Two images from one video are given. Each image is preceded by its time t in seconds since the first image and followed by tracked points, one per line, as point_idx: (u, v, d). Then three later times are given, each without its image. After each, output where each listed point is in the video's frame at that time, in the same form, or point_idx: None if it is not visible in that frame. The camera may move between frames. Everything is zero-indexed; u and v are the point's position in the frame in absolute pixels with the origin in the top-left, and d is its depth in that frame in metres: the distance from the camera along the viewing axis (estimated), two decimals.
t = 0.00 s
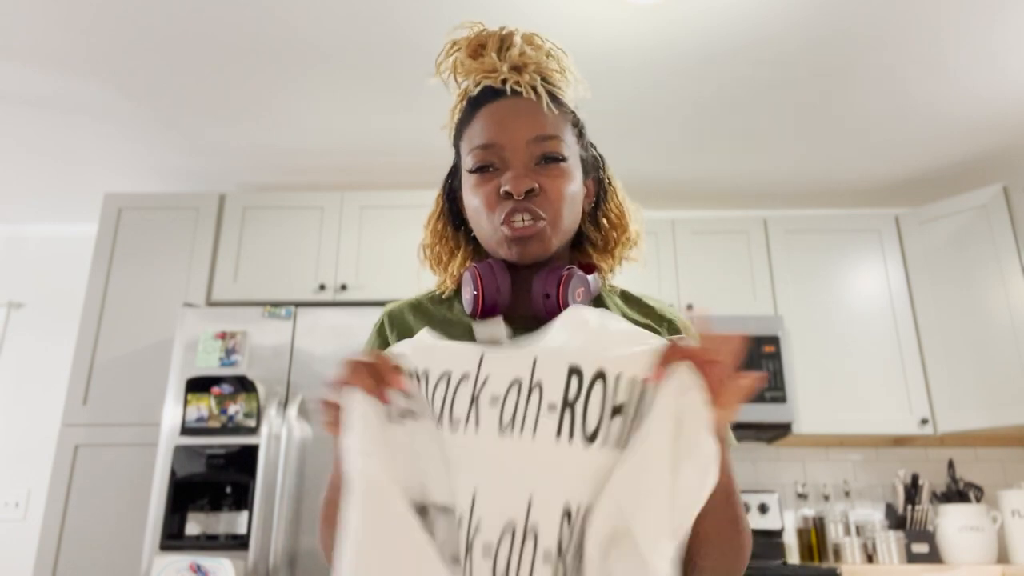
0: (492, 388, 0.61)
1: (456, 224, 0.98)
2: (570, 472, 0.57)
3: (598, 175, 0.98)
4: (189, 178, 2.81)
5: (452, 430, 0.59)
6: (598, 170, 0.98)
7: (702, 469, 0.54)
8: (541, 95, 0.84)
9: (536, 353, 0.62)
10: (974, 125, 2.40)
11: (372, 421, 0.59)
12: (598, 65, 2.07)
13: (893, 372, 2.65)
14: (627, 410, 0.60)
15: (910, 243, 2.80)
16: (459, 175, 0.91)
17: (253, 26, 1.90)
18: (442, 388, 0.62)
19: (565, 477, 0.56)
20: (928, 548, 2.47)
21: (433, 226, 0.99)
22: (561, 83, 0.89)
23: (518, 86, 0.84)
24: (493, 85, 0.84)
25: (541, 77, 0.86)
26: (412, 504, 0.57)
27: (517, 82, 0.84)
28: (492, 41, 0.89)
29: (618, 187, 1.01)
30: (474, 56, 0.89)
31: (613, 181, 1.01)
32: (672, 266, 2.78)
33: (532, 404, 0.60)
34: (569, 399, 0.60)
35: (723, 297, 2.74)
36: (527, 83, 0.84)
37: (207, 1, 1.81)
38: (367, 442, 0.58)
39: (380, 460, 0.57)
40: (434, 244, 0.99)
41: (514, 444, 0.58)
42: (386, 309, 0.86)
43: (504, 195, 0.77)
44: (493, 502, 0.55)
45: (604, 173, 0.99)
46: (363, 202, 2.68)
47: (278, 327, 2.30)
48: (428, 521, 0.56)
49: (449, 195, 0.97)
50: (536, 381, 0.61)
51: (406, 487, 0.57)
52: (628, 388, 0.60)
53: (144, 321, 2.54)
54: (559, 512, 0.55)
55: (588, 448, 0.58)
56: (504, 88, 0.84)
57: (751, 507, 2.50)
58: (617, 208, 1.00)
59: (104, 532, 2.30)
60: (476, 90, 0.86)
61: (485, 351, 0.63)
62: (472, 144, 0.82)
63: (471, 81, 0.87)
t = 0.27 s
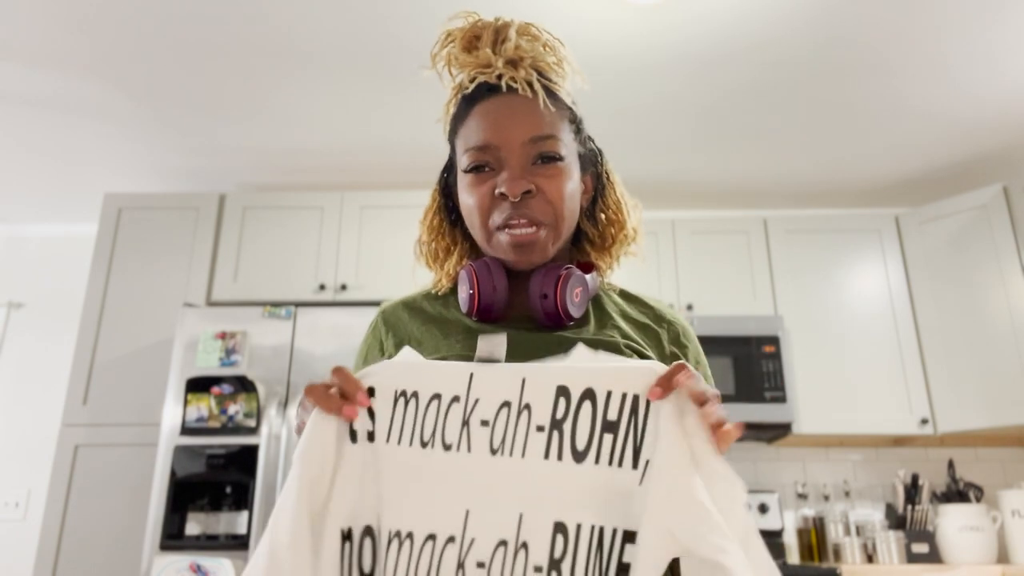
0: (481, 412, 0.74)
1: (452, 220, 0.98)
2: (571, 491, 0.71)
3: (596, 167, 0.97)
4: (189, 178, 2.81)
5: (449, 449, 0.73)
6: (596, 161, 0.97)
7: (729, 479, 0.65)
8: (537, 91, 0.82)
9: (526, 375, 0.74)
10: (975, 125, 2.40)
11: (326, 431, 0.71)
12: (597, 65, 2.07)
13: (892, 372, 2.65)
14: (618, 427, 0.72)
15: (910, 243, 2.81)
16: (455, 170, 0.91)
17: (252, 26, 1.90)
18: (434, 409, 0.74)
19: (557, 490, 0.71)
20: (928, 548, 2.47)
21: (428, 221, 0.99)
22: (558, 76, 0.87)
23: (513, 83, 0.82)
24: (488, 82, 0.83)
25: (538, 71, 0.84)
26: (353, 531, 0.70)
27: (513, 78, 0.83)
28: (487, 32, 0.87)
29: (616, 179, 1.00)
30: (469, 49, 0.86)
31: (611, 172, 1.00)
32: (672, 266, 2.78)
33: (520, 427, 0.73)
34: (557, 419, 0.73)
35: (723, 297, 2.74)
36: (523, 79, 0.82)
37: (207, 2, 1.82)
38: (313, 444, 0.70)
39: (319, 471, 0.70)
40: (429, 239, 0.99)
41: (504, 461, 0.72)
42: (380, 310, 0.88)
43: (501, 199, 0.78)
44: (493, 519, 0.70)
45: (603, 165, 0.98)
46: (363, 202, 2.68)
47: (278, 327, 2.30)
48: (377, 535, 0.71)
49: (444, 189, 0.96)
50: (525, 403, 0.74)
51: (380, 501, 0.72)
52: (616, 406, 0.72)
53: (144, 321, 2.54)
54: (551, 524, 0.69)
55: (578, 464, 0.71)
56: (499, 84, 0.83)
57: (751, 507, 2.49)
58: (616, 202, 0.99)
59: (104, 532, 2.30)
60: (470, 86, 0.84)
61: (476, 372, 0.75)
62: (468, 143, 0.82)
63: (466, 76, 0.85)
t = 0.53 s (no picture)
0: (484, 421, 0.65)
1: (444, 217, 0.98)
2: (559, 481, 0.64)
3: (588, 163, 0.96)
4: (189, 178, 2.81)
5: (451, 453, 0.64)
6: (589, 157, 0.96)
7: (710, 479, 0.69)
8: (526, 90, 0.82)
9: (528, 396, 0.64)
10: (974, 125, 2.41)
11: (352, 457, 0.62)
12: (597, 65, 2.07)
13: (892, 372, 2.65)
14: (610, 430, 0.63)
15: (910, 243, 2.80)
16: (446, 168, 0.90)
17: (251, 25, 1.90)
18: (428, 421, 0.65)
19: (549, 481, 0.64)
20: (928, 548, 2.47)
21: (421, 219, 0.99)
22: (549, 72, 0.85)
23: (503, 82, 0.81)
24: (478, 81, 0.82)
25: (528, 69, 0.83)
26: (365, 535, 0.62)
27: (503, 77, 0.82)
28: (476, 29, 0.86)
29: (609, 173, 0.99)
30: (458, 46, 0.86)
31: (603, 167, 0.99)
32: (672, 266, 2.78)
33: (524, 442, 0.64)
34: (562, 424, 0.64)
35: (722, 297, 2.74)
36: (512, 78, 0.81)
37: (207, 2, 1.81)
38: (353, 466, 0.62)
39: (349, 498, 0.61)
40: (422, 237, 0.99)
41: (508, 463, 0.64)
42: (374, 311, 0.84)
43: (490, 201, 0.77)
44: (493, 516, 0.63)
45: (596, 160, 0.97)
46: (363, 202, 2.68)
47: (278, 327, 2.30)
48: (395, 537, 0.62)
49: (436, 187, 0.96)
50: (528, 419, 0.64)
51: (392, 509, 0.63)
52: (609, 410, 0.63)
53: (144, 322, 2.54)
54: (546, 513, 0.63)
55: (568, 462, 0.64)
56: (488, 83, 0.82)
57: (751, 506, 2.49)
58: (609, 197, 0.98)
59: (104, 532, 2.30)
60: (460, 85, 0.83)
61: (479, 391, 0.65)
62: (457, 144, 0.81)
63: (455, 75, 0.84)
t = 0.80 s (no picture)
0: (496, 427, 0.68)
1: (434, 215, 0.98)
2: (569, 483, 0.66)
3: (580, 158, 0.96)
4: (190, 178, 2.81)
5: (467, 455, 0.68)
6: (580, 152, 0.96)
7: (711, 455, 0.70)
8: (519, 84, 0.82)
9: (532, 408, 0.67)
10: (974, 125, 2.41)
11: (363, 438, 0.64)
12: (597, 65, 2.07)
13: (892, 372, 2.65)
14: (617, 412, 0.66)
15: (910, 243, 2.80)
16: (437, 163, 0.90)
17: (251, 25, 1.90)
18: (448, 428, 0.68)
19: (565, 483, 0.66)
20: (928, 548, 2.47)
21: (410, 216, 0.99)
22: (540, 68, 0.86)
23: (496, 76, 0.81)
24: (471, 75, 0.82)
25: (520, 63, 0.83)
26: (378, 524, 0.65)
27: (496, 71, 0.82)
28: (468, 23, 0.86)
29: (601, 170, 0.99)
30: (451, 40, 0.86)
31: (595, 164, 0.99)
32: (672, 266, 2.78)
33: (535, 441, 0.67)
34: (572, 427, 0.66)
35: (722, 297, 2.74)
36: (505, 72, 0.81)
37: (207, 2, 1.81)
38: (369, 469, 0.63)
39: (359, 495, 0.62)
40: (412, 235, 0.99)
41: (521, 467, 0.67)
42: (365, 310, 0.85)
43: (483, 194, 0.77)
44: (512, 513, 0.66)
45: (588, 157, 0.97)
46: (363, 202, 2.68)
47: (278, 327, 2.30)
48: (404, 533, 0.65)
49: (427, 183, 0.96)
50: (539, 419, 0.67)
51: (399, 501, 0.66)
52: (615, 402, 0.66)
53: (144, 322, 2.54)
54: (567, 511, 0.65)
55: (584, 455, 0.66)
56: (481, 77, 0.82)
57: (751, 506, 2.49)
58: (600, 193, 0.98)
59: (104, 532, 2.30)
60: (452, 79, 0.83)
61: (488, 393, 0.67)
62: (450, 137, 0.81)
63: (447, 68, 0.84)
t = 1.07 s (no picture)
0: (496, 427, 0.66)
1: (428, 215, 0.98)
2: (563, 515, 0.60)
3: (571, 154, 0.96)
4: (190, 178, 2.81)
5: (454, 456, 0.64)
6: (571, 148, 0.96)
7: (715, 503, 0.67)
8: (508, 87, 0.82)
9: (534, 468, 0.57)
10: (973, 126, 2.41)
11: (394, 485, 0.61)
12: (597, 65, 2.06)
13: (892, 372, 2.65)
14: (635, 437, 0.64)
15: (910, 243, 2.80)
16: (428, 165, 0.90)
17: (250, 25, 1.90)
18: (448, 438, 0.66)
19: (562, 514, 0.60)
20: (927, 548, 2.47)
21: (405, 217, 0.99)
22: (529, 68, 0.85)
23: (485, 79, 0.81)
24: (460, 79, 0.82)
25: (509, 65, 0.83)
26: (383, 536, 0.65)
27: (484, 74, 0.81)
28: (456, 24, 0.85)
29: (592, 166, 0.99)
30: (438, 42, 0.85)
31: (587, 160, 0.98)
32: (672, 266, 2.78)
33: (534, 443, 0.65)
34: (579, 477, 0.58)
35: (722, 297, 2.74)
36: (494, 75, 0.81)
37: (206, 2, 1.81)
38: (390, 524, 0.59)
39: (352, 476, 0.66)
40: (406, 234, 0.99)
41: (517, 496, 0.60)
42: (360, 313, 0.83)
43: (475, 200, 0.77)
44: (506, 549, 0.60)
45: (580, 155, 0.97)
46: (363, 202, 2.68)
47: (278, 327, 2.30)
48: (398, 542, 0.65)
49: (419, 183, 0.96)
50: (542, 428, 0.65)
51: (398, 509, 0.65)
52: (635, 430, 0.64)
53: (144, 322, 2.54)
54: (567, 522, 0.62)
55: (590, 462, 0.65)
56: (469, 82, 0.82)
57: (751, 506, 2.49)
58: (592, 190, 0.98)
59: (104, 533, 2.30)
60: (441, 84, 0.83)
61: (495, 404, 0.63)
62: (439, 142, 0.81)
63: (436, 72, 0.84)
